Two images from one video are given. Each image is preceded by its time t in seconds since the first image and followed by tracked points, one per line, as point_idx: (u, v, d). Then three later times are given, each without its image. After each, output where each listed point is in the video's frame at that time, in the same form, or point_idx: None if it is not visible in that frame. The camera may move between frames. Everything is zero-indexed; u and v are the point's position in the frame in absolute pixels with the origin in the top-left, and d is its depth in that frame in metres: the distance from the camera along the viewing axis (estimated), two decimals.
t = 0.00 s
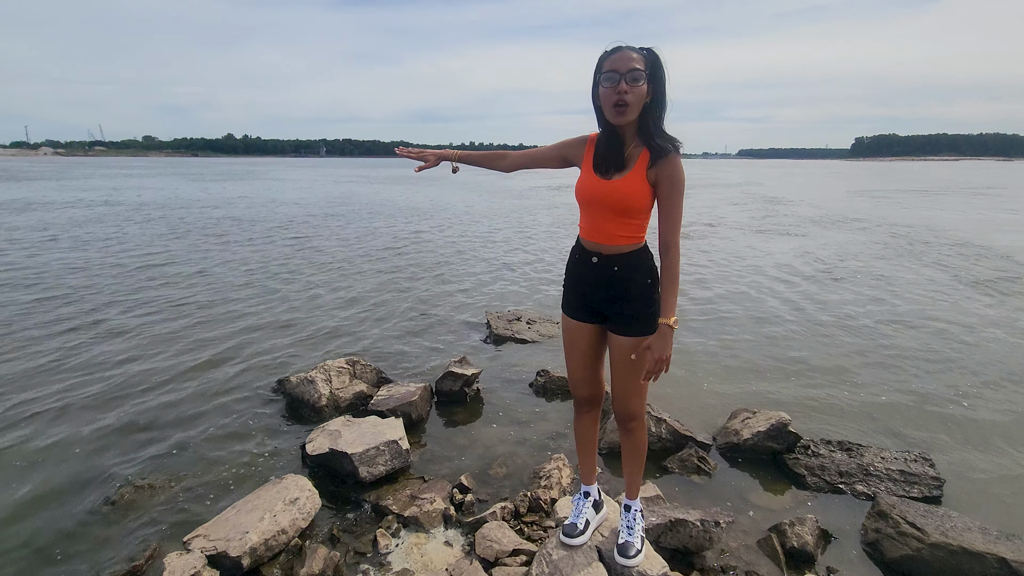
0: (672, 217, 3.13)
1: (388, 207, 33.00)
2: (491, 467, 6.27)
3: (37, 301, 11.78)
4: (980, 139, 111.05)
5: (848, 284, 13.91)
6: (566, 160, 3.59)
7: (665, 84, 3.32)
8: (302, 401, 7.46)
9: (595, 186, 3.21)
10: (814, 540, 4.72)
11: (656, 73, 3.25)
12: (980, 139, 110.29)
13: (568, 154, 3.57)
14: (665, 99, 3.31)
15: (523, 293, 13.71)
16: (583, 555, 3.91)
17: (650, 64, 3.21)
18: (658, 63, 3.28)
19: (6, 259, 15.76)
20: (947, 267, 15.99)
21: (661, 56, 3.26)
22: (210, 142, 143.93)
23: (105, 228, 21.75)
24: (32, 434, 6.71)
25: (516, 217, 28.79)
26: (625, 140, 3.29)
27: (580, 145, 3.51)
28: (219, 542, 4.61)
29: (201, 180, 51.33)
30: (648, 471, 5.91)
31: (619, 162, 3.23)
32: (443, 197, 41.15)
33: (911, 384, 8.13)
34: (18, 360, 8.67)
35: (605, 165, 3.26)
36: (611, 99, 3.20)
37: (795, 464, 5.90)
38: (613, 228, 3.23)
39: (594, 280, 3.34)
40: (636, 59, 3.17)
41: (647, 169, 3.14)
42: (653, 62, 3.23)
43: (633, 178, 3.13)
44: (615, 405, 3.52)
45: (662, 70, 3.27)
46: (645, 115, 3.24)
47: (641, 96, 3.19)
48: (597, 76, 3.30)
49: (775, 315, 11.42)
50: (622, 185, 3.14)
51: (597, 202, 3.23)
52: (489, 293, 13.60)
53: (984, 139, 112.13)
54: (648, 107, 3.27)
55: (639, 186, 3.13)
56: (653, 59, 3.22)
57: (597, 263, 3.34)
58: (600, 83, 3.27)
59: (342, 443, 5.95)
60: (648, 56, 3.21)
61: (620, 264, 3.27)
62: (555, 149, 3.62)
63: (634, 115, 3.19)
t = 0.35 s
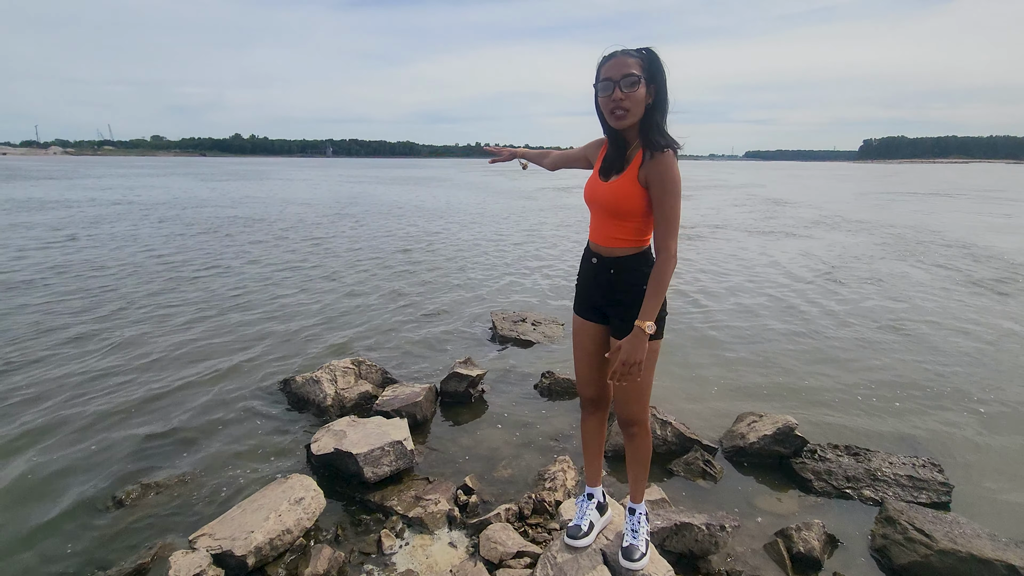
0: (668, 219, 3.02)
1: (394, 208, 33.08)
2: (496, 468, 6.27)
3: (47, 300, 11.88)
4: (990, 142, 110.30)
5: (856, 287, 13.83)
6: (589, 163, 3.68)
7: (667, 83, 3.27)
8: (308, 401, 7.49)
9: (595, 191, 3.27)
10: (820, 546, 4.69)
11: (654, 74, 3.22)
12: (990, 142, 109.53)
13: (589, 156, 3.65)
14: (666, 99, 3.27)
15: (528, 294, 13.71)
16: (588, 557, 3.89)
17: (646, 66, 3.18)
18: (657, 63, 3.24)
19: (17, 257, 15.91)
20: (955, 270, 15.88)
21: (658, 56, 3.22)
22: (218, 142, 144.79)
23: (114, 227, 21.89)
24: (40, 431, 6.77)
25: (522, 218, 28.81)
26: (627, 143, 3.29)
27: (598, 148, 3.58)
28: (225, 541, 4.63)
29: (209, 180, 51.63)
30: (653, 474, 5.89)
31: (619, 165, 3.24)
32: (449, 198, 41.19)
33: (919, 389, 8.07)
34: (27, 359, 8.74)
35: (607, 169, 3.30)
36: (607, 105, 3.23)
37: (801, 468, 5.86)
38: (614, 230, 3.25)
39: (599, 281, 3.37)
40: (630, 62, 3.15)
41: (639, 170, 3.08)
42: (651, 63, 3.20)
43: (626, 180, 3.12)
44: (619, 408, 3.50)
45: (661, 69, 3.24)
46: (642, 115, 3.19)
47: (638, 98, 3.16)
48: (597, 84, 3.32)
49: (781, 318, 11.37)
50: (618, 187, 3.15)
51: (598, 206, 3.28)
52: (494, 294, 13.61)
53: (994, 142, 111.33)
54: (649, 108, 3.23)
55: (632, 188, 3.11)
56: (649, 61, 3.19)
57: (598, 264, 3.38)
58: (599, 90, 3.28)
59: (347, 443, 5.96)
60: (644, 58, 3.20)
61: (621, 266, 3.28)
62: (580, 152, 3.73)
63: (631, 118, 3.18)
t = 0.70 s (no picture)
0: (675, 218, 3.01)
1: (403, 207, 33.18)
2: (504, 467, 6.27)
3: (61, 297, 12.03)
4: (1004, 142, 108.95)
5: (868, 288, 13.70)
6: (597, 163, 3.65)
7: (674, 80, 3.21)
8: (317, 399, 7.52)
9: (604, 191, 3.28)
10: (831, 549, 4.65)
11: (659, 73, 3.17)
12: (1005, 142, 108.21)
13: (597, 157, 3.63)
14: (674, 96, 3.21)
15: (537, 294, 13.70)
16: (596, 557, 3.89)
17: (650, 66, 3.15)
18: (662, 61, 3.19)
19: (32, 254, 16.12)
20: (969, 271, 15.69)
21: (663, 54, 3.17)
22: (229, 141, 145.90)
23: (126, 225, 22.10)
24: (54, 426, 6.85)
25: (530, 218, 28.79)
26: (636, 142, 3.28)
27: (609, 148, 3.56)
28: (235, 537, 4.65)
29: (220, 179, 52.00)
30: (662, 475, 5.86)
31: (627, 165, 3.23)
32: (458, 197, 41.24)
33: (932, 391, 7.98)
34: (41, 355, 8.85)
35: (615, 169, 3.29)
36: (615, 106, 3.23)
37: (812, 471, 5.82)
38: (623, 229, 3.24)
39: (608, 281, 3.36)
40: (636, 63, 3.14)
41: (649, 170, 3.07)
42: (655, 62, 3.15)
43: (636, 180, 3.09)
44: (628, 407, 3.49)
45: (666, 67, 3.18)
46: (650, 114, 3.17)
47: (644, 99, 3.15)
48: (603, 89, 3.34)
49: (792, 318, 11.28)
50: (626, 187, 3.14)
51: (606, 206, 3.28)
52: (502, 294, 13.61)
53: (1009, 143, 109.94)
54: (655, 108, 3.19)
55: (642, 188, 3.09)
56: (653, 60, 3.15)
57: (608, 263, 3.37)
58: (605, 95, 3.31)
59: (356, 441, 5.98)
60: (648, 57, 3.16)
61: (630, 265, 3.27)
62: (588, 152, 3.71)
63: (638, 118, 3.16)
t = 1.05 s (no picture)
0: (692, 218, 3.11)
1: (411, 206, 33.25)
2: (512, 466, 6.27)
3: (73, 296, 12.15)
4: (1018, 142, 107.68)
5: (879, 288, 13.58)
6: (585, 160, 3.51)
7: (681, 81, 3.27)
8: (325, 396, 7.56)
9: (617, 187, 3.18)
10: (841, 550, 4.62)
11: (671, 71, 3.21)
12: (1018, 142, 106.98)
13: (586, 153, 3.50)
14: (682, 96, 3.26)
15: (544, 293, 13.69)
16: (603, 556, 3.88)
17: (663, 63, 3.17)
18: (672, 61, 3.24)
19: (44, 253, 16.29)
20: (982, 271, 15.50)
21: (673, 54, 3.22)
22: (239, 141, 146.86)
23: (137, 224, 22.27)
24: (67, 423, 6.94)
25: (538, 217, 28.78)
26: (643, 140, 3.26)
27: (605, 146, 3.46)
28: (244, 533, 4.69)
29: (230, 179, 52.28)
30: (670, 475, 5.85)
31: (639, 162, 3.19)
32: (465, 197, 41.27)
33: (943, 392, 7.90)
34: (53, 354, 8.94)
35: (624, 165, 3.22)
36: (628, 102, 3.18)
37: (821, 472, 5.78)
38: (638, 227, 3.19)
39: (620, 280, 3.28)
40: (652, 60, 3.14)
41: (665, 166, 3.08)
42: (668, 60, 3.18)
43: (656, 176, 3.09)
44: (638, 407, 3.47)
45: (677, 67, 3.23)
46: (664, 113, 3.20)
47: (656, 93, 3.16)
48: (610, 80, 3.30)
49: (801, 318, 11.20)
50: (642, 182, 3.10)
51: (618, 203, 3.18)
52: (510, 293, 13.61)
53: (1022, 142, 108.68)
54: (665, 105, 3.22)
55: (664, 185, 3.08)
56: (665, 58, 3.18)
57: (624, 263, 3.27)
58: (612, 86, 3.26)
59: (364, 439, 6.00)
60: (661, 54, 3.18)
61: (646, 263, 3.22)
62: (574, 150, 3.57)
63: (650, 113, 3.16)
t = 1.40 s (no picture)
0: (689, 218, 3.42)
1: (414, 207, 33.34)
2: (514, 466, 6.28)
3: (77, 296, 12.21)
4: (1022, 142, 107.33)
5: (882, 288, 13.56)
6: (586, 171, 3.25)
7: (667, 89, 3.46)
8: (328, 396, 7.58)
9: (641, 186, 3.11)
10: (843, 551, 4.61)
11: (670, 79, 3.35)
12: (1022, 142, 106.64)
13: (585, 164, 3.23)
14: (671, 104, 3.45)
15: (546, 294, 13.71)
16: (606, 557, 3.88)
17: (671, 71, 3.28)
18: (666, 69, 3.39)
19: (49, 254, 16.38)
20: (985, 271, 15.47)
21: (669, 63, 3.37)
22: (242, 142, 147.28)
23: (141, 225, 22.36)
24: (73, 422, 6.99)
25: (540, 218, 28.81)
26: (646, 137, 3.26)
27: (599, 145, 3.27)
28: (247, 532, 4.71)
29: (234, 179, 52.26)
30: (672, 476, 5.85)
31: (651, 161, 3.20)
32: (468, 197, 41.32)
33: (946, 393, 7.89)
34: (57, 353, 8.98)
35: (639, 163, 3.15)
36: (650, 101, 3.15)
37: (823, 473, 5.77)
38: (653, 224, 3.20)
39: (634, 281, 3.23)
40: (666, 61, 3.17)
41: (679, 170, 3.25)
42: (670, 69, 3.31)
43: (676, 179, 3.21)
44: (644, 404, 3.46)
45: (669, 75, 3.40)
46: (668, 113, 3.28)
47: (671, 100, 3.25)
48: (625, 78, 3.17)
49: (803, 318, 11.20)
50: (666, 185, 3.15)
51: (640, 202, 3.13)
52: (512, 294, 13.62)
53: None
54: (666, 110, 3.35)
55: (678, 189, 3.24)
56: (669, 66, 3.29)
57: (638, 264, 3.23)
58: (632, 85, 3.15)
59: (367, 439, 6.01)
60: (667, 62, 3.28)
61: (659, 262, 3.26)
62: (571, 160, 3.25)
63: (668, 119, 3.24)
